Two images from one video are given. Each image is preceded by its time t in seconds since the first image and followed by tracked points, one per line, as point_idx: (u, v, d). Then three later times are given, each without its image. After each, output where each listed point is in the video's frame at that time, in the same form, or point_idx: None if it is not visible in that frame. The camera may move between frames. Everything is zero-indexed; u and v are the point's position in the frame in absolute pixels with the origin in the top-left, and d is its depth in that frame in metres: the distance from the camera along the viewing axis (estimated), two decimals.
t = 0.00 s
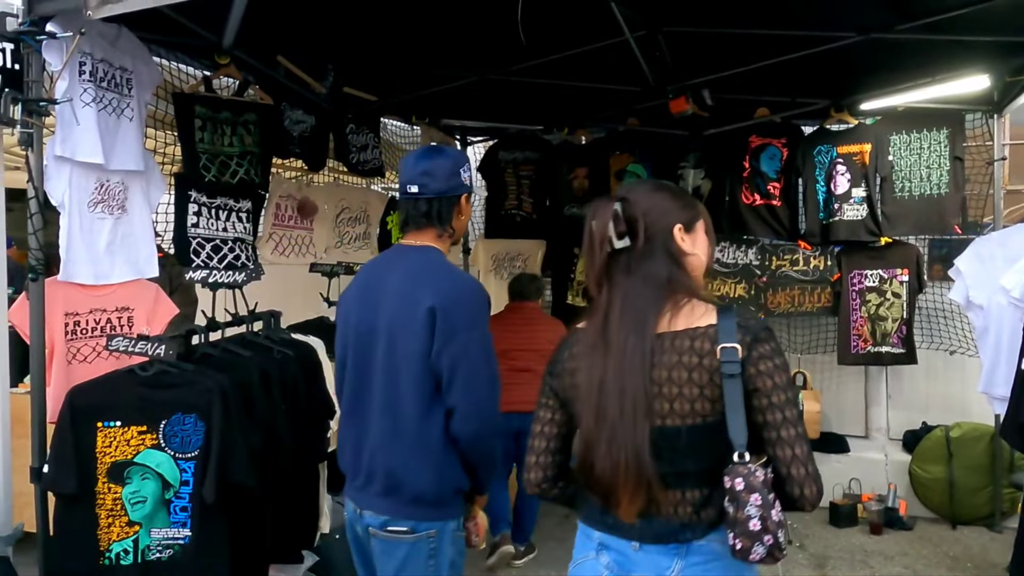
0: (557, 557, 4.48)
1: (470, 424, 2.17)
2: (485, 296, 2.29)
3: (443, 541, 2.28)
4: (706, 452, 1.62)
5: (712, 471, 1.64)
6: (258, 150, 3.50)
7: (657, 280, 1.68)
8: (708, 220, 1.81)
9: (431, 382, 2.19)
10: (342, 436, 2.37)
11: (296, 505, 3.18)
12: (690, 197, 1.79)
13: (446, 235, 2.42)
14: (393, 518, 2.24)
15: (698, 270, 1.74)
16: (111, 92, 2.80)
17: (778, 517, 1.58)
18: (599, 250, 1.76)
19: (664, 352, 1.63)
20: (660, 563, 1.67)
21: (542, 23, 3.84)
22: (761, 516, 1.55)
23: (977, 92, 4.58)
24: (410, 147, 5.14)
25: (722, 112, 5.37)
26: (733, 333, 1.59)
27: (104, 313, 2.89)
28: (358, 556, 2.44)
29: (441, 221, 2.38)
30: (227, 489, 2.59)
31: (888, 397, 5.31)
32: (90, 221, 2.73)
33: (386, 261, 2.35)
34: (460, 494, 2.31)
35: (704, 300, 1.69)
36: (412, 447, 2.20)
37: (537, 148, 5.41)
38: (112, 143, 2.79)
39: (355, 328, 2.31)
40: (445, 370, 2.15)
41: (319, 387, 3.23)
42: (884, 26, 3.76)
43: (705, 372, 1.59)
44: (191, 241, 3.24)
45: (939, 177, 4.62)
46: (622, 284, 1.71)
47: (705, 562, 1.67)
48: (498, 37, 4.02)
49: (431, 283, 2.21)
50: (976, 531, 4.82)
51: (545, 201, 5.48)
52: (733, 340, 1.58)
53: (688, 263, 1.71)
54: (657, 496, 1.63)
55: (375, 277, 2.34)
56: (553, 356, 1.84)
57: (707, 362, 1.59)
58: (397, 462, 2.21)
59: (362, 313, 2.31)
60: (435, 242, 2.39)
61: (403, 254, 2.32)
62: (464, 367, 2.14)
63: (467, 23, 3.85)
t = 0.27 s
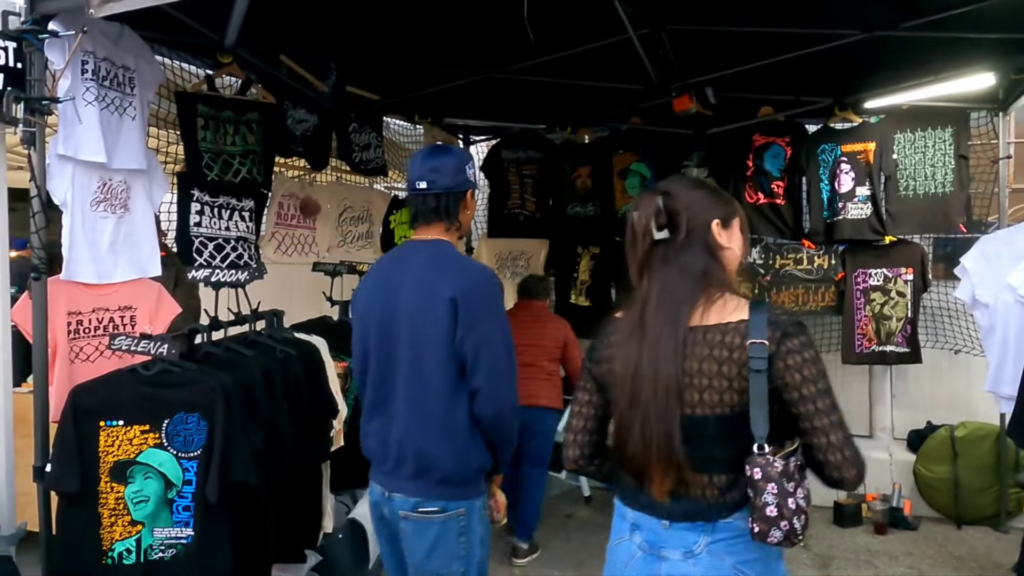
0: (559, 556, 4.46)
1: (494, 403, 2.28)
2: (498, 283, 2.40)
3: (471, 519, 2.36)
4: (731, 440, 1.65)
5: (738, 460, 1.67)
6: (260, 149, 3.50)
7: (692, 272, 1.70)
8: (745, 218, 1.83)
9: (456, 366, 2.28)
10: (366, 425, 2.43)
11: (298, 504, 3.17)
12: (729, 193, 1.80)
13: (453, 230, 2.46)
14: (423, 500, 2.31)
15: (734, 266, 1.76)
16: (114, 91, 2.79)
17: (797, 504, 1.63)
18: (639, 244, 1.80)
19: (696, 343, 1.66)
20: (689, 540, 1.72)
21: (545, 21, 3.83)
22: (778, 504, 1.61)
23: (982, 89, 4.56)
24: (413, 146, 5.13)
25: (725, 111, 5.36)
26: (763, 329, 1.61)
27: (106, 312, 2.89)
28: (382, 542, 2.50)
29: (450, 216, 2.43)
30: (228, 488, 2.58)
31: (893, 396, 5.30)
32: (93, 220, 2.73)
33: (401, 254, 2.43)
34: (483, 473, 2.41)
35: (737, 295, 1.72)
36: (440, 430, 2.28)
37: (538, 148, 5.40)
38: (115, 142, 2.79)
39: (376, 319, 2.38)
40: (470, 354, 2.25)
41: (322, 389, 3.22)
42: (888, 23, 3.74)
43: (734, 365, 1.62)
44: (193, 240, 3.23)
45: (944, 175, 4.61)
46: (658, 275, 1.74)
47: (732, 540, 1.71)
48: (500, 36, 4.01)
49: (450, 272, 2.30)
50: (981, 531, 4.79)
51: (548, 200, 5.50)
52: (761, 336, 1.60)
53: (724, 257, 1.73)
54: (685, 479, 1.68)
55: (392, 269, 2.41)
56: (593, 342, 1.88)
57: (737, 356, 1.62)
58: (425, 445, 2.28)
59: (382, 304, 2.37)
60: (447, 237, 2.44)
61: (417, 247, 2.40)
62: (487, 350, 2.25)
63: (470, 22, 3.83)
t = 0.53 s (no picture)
0: (563, 556, 4.45)
1: (515, 392, 2.32)
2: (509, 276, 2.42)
3: (498, 508, 2.39)
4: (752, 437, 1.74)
5: (764, 449, 1.77)
6: (265, 149, 3.50)
7: (714, 268, 1.78)
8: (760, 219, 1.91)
9: (476, 359, 2.30)
10: (386, 421, 2.43)
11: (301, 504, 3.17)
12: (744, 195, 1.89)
13: (458, 228, 2.47)
14: (451, 492, 2.33)
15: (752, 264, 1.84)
16: (118, 91, 2.79)
17: (823, 487, 1.72)
18: (661, 241, 1.89)
19: (719, 338, 1.74)
20: (705, 531, 1.81)
21: (549, 21, 3.82)
22: (807, 487, 1.70)
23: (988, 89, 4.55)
24: (417, 145, 5.13)
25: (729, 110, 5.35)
26: (782, 318, 1.72)
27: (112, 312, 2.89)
28: (402, 535, 2.50)
29: (455, 215, 2.44)
30: (234, 487, 2.58)
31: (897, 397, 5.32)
32: (97, 220, 2.72)
33: (410, 253, 2.43)
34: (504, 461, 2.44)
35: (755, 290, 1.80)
36: (464, 422, 2.30)
37: (542, 147, 5.53)
38: (120, 142, 2.79)
39: (391, 317, 2.37)
40: (490, 346, 2.27)
41: (326, 391, 3.22)
42: (895, 22, 3.73)
43: (757, 356, 1.72)
44: (198, 241, 3.23)
45: (950, 175, 4.58)
46: (681, 273, 1.82)
47: (747, 532, 1.78)
48: (504, 35, 4.00)
49: (464, 268, 2.31)
50: (987, 531, 4.78)
51: (552, 200, 5.58)
52: (781, 327, 1.71)
53: (743, 255, 1.82)
54: (715, 469, 1.76)
55: (402, 268, 2.41)
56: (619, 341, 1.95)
57: (762, 348, 1.72)
58: (451, 438, 2.30)
59: (396, 303, 2.37)
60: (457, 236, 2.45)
61: (426, 246, 2.41)
62: (507, 341, 2.28)
63: (473, 21, 3.82)
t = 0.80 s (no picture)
0: (566, 557, 4.44)
1: (530, 391, 2.34)
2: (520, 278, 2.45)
3: (512, 505, 2.39)
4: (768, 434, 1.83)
5: (776, 449, 1.85)
6: (268, 149, 3.50)
7: (733, 275, 1.87)
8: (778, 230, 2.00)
9: (492, 357, 2.32)
10: (400, 421, 2.42)
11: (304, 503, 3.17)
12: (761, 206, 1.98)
13: (466, 230, 2.47)
14: (468, 489, 2.32)
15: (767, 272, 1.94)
16: (121, 91, 2.79)
17: (827, 481, 1.82)
18: (683, 249, 1.99)
19: (738, 341, 1.83)
20: (727, 521, 1.90)
21: (552, 20, 3.81)
22: (810, 479, 1.80)
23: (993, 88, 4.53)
24: (420, 145, 5.12)
25: (733, 110, 5.34)
26: (795, 321, 1.81)
27: (115, 313, 2.88)
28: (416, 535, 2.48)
29: (461, 216, 2.44)
30: (236, 490, 2.57)
31: (901, 397, 5.28)
32: (100, 220, 2.72)
33: (422, 253, 2.44)
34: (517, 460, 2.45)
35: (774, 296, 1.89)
36: (481, 420, 2.31)
37: (545, 146, 5.56)
38: (122, 142, 2.78)
39: (405, 317, 2.37)
40: (507, 346, 2.30)
41: (329, 394, 3.21)
42: (899, 22, 3.72)
43: (771, 358, 1.80)
44: (201, 241, 3.22)
45: (954, 174, 4.55)
46: (702, 279, 1.91)
47: (766, 523, 1.87)
48: (507, 35, 3.99)
49: (480, 268, 2.33)
50: (991, 532, 4.76)
51: (556, 199, 5.58)
52: (793, 329, 1.80)
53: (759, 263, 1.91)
54: (737, 463, 1.85)
55: (415, 268, 2.41)
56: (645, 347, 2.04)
57: (771, 349, 1.81)
58: (468, 436, 2.31)
59: (410, 303, 2.38)
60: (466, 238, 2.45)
61: (438, 246, 2.42)
62: (523, 341, 2.31)
63: (477, 20, 3.81)
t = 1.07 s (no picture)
0: (566, 555, 4.45)
1: (544, 389, 2.37)
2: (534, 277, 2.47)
3: (529, 499, 2.42)
4: (774, 418, 1.86)
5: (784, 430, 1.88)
6: (269, 149, 3.52)
7: (732, 271, 1.93)
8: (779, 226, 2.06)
9: (506, 357, 2.34)
10: (418, 417, 2.46)
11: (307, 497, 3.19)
12: (761, 205, 2.03)
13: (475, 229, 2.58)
14: (486, 484, 2.35)
15: (770, 266, 1.98)
16: (123, 91, 2.80)
17: (835, 459, 1.85)
18: (686, 250, 2.06)
19: (740, 334, 1.89)
20: (741, 499, 1.93)
21: (552, 19, 3.82)
22: (820, 459, 1.83)
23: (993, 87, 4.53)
24: (421, 144, 5.13)
25: (734, 109, 5.35)
26: (792, 312, 1.84)
27: (117, 312, 2.90)
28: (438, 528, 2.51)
29: (465, 216, 2.57)
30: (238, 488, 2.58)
31: (902, 395, 5.28)
32: (102, 220, 2.74)
33: (439, 254, 2.47)
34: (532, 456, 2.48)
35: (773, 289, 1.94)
36: (496, 418, 2.34)
37: (546, 145, 5.60)
38: (124, 142, 2.80)
39: (423, 316, 2.41)
40: (521, 346, 2.32)
41: (330, 391, 3.24)
42: (899, 21, 3.72)
43: (771, 348, 1.84)
44: (203, 240, 3.24)
45: (955, 173, 4.56)
46: (704, 275, 1.97)
47: (779, 503, 1.90)
48: (507, 34, 4.00)
49: (496, 268, 2.35)
50: (992, 530, 4.77)
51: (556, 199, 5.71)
52: (792, 320, 1.83)
53: (760, 258, 1.96)
54: (742, 446, 1.91)
55: (433, 268, 2.45)
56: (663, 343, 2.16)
57: (770, 338, 1.84)
58: (484, 433, 2.33)
59: (428, 302, 2.41)
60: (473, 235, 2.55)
61: (455, 247, 2.45)
62: (537, 341, 2.33)
63: (477, 20, 3.82)
